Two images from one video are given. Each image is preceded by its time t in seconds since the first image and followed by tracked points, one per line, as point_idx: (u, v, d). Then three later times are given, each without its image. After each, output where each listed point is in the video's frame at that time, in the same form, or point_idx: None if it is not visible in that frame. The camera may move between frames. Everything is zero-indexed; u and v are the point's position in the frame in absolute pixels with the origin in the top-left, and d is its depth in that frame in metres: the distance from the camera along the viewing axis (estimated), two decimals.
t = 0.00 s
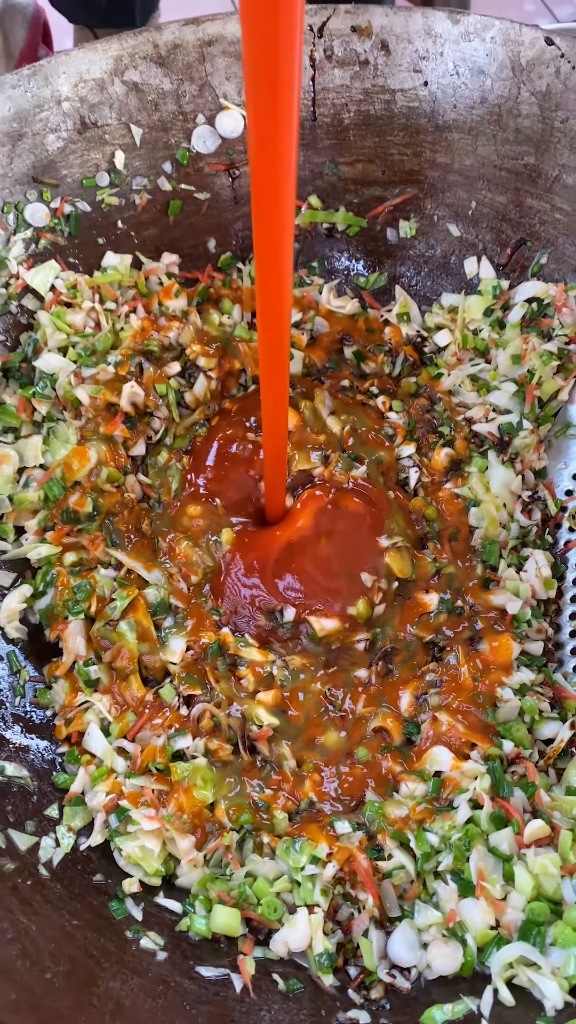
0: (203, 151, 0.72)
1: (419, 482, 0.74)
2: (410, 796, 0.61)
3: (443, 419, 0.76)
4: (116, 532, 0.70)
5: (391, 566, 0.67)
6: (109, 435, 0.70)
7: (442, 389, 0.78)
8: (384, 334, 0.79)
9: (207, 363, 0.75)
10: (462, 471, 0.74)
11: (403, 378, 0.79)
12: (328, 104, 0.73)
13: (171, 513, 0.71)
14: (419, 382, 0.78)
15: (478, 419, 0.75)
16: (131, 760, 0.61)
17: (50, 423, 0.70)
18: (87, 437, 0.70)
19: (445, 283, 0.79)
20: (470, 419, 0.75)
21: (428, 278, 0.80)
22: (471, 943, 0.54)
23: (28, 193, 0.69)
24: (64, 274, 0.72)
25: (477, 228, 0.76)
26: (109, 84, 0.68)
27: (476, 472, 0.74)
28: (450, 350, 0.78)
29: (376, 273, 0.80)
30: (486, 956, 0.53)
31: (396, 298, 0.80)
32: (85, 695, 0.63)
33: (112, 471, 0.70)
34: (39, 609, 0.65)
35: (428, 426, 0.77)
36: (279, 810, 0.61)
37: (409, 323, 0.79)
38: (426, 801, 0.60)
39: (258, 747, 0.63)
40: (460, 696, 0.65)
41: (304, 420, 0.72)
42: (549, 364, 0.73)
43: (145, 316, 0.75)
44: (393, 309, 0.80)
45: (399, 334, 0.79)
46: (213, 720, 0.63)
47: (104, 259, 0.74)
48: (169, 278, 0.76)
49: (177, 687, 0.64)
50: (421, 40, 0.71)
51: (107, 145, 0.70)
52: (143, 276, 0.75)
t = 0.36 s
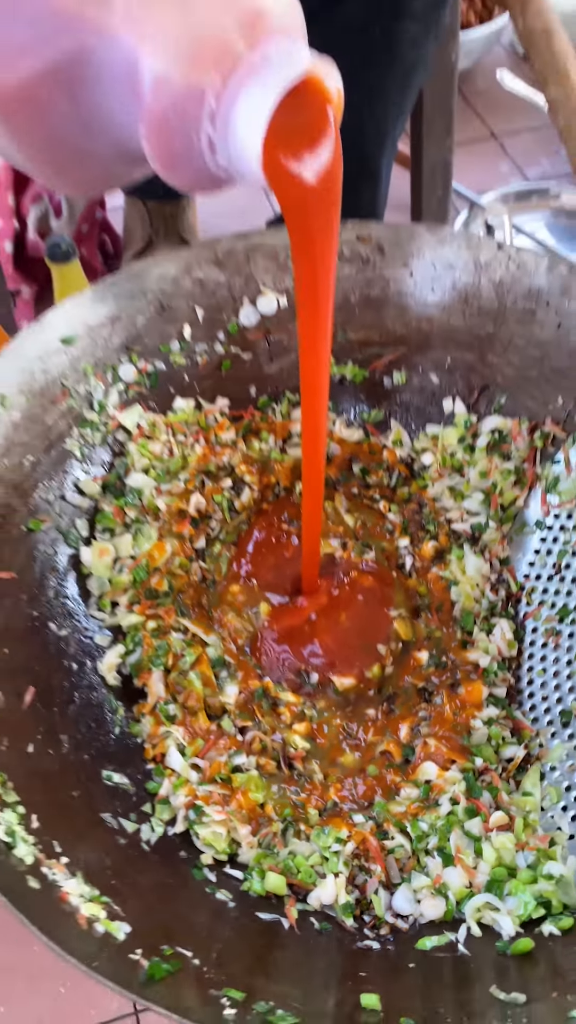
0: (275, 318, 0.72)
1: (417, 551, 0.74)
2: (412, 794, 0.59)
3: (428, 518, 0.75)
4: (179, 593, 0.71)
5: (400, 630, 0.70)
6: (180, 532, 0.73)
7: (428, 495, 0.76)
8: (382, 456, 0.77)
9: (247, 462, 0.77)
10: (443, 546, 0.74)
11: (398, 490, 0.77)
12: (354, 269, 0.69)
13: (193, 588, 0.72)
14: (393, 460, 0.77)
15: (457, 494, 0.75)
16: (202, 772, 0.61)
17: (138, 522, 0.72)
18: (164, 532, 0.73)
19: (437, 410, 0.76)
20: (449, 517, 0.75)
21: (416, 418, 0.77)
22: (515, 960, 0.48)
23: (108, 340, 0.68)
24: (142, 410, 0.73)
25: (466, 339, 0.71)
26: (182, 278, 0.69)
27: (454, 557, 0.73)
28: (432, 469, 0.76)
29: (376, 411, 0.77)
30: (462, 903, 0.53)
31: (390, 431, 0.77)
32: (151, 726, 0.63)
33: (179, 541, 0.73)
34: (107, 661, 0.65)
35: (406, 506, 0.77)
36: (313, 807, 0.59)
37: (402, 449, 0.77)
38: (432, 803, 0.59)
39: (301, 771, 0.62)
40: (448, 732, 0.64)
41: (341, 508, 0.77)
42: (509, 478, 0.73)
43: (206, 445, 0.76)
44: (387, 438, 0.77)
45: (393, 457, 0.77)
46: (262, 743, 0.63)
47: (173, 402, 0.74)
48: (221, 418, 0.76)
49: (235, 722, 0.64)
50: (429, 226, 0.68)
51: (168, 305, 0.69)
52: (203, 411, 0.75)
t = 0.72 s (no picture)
0: (309, 433, 1.02)
1: (424, 594, 1.01)
2: (425, 754, 0.84)
3: (428, 570, 1.03)
4: (248, 627, 0.97)
5: (416, 648, 0.96)
6: (247, 581, 1.00)
7: (427, 553, 1.04)
8: (391, 527, 1.06)
9: (294, 531, 1.05)
10: (440, 590, 1.00)
11: (404, 550, 1.05)
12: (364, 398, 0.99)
13: (256, 623, 0.98)
14: (401, 530, 1.05)
15: (449, 552, 1.02)
16: (274, 744, 0.84)
17: (216, 576, 0.98)
18: (235, 582, 0.99)
19: (431, 492, 1.04)
20: (443, 569, 1.01)
21: (416, 497, 1.05)
22: (497, 843, 0.70)
23: (194, 447, 0.97)
24: (217, 496, 1.00)
25: (448, 442, 1.00)
26: (246, 404, 0.98)
27: (450, 595, 0.99)
28: (429, 533, 1.04)
29: (386, 494, 1.06)
30: (463, 818, 0.75)
31: (397, 508, 1.06)
32: (234, 716, 0.87)
33: (246, 586, 0.99)
34: (198, 671, 0.90)
35: (412, 563, 1.04)
36: (354, 765, 0.83)
37: (406, 520, 1.05)
38: (437, 762, 0.83)
39: (344, 743, 0.86)
40: (448, 714, 0.89)
41: (365, 562, 1.05)
42: (486, 539, 1.00)
43: (263, 519, 1.03)
44: (396, 513, 1.05)
45: (399, 526, 1.05)
46: (314, 725, 0.87)
47: (238, 490, 1.02)
48: (273, 500, 1.04)
49: (295, 711, 0.88)
50: (415, 368, 0.97)
51: (235, 424, 0.99)
52: (260, 497, 1.03)
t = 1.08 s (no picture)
0: (318, 462, 1.24)
1: (418, 588, 1.21)
2: (425, 708, 1.02)
3: (421, 570, 1.23)
4: (274, 620, 1.16)
5: (415, 631, 1.16)
6: (271, 581, 1.19)
7: (419, 557, 1.24)
8: (389, 537, 1.27)
9: (309, 542, 1.25)
10: (432, 585, 1.21)
11: (401, 554, 1.26)
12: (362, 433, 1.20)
13: (280, 615, 1.17)
14: (397, 539, 1.26)
15: (437, 555, 1.23)
16: (301, 706, 1.02)
17: (246, 578, 1.18)
18: (262, 583, 1.19)
19: (419, 508, 1.25)
20: (434, 568, 1.22)
21: (409, 512, 1.26)
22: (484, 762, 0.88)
23: (225, 474, 1.17)
24: (243, 515, 1.21)
25: (433, 465, 1.22)
26: (266, 437, 1.19)
27: (440, 589, 1.20)
28: (421, 541, 1.25)
29: (383, 511, 1.27)
30: (459, 749, 0.93)
31: (393, 522, 1.27)
32: (267, 685, 1.06)
33: (272, 585, 1.19)
34: (235, 653, 1.10)
35: (407, 566, 1.24)
36: (368, 717, 1.01)
37: (401, 531, 1.26)
38: (434, 714, 1.01)
39: (358, 703, 1.04)
40: (442, 677, 1.08)
41: (370, 567, 1.24)
42: (467, 542, 1.21)
43: (282, 531, 1.23)
44: (393, 526, 1.27)
45: (396, 535, 1.26)
46: (335, 688, 1.05)
47: (260, 510, 1.22)
48: (289, 516, 1.25)
49: (317, 680, 1.07)
50: (402, 406, 1.19)
51: (256, 456, 1.20)
52: (279, 515, 1.24)
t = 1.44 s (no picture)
0: (304, 485, 1.34)
1: (399, 597, 1.32)
2: (405, 703, 1.12)
3: (400, 581, 1.34)
4: (265, 629, 1.26)
5: (396, 636, 1.26)
6: (262, 595, 1.30)
7: (399, 569, 1.35)
8: (370, 552, 1.37)
9: (296, 559, 1.36)
10: (410, 595, 1.31)
11: (382, 568, 1.36)
12: (344, 458, 1.31)
13: (270, 624, 1.27)
14: (378, 554, 1.37)
15: (415, 568, 1.34)
16: (291, 705, 1.12)
17: (239, 592, 1.27)
18: (254, 596, 1.29)
19: (397, 525, 1.36)
20: (412, 579, 1.33)
21: (388, 529, 1.37)
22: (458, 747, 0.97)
23: (218, 497, 1.27)
24: (236, 535, 1.30)
25: (408, 485, 1.33)
26: (256, 463, 1.30)
27: (418, 598, 1.30)
28: (400, 555, 1.35)
29: (364, 528, 1.38)
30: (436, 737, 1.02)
31: (374, 539, 1.38)
32: (260, 687, 1.15)
33: (262, 597, 1.29)
34: (230, 660, 1.20)
35: (386, 579, 1.35)
36: (353, 713, 1.11)
37: (381, 546, 1.37)
38: (413, 709, 1.10)
39: (344, 701, 1.14)
40: (421, 676, 1.18)
41: (353, 580, 1.35)
42: (442, 555, 1.32)
43: (272, 549, 1.34)
44: (373, 542, 1.37)
45: (377, 550, 1.37)
46: (323, 689, 1.15)
47: (251, 530, 1.32)
48: (278, 535, 1.35)
49: (306, 682, 1.17)
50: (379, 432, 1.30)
51: (246, 480, 1.30)
52: (268, 534, 1.34)
